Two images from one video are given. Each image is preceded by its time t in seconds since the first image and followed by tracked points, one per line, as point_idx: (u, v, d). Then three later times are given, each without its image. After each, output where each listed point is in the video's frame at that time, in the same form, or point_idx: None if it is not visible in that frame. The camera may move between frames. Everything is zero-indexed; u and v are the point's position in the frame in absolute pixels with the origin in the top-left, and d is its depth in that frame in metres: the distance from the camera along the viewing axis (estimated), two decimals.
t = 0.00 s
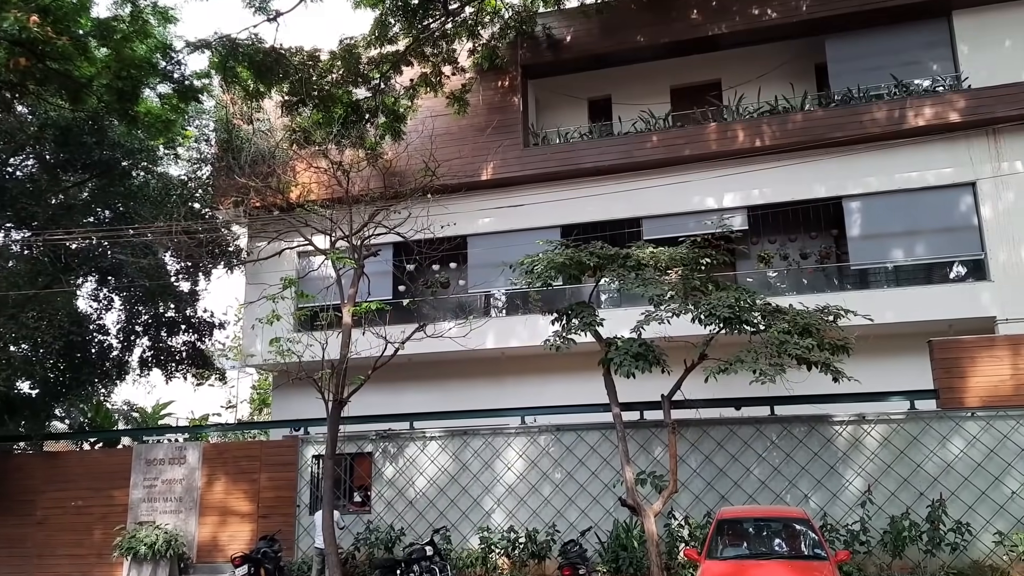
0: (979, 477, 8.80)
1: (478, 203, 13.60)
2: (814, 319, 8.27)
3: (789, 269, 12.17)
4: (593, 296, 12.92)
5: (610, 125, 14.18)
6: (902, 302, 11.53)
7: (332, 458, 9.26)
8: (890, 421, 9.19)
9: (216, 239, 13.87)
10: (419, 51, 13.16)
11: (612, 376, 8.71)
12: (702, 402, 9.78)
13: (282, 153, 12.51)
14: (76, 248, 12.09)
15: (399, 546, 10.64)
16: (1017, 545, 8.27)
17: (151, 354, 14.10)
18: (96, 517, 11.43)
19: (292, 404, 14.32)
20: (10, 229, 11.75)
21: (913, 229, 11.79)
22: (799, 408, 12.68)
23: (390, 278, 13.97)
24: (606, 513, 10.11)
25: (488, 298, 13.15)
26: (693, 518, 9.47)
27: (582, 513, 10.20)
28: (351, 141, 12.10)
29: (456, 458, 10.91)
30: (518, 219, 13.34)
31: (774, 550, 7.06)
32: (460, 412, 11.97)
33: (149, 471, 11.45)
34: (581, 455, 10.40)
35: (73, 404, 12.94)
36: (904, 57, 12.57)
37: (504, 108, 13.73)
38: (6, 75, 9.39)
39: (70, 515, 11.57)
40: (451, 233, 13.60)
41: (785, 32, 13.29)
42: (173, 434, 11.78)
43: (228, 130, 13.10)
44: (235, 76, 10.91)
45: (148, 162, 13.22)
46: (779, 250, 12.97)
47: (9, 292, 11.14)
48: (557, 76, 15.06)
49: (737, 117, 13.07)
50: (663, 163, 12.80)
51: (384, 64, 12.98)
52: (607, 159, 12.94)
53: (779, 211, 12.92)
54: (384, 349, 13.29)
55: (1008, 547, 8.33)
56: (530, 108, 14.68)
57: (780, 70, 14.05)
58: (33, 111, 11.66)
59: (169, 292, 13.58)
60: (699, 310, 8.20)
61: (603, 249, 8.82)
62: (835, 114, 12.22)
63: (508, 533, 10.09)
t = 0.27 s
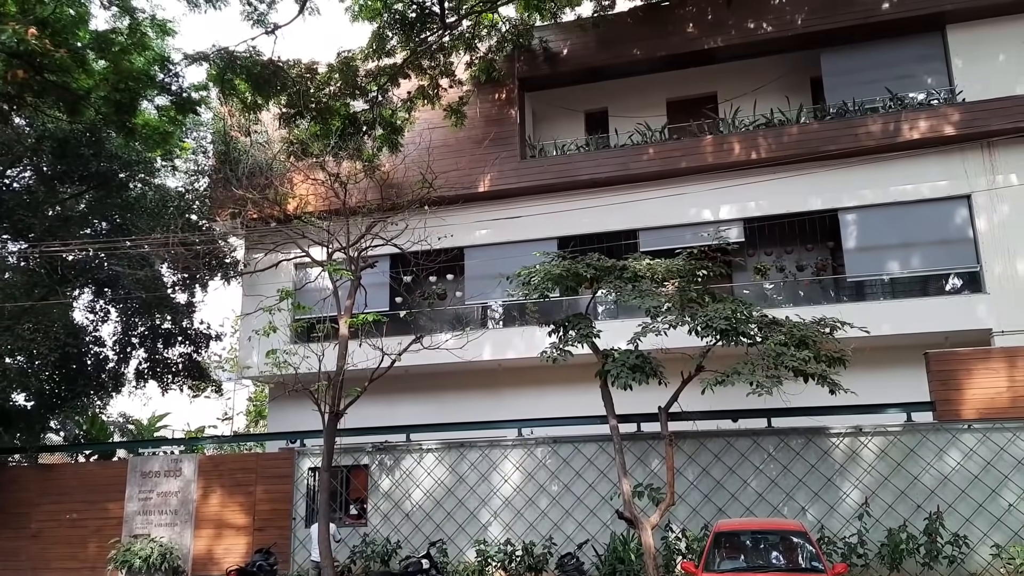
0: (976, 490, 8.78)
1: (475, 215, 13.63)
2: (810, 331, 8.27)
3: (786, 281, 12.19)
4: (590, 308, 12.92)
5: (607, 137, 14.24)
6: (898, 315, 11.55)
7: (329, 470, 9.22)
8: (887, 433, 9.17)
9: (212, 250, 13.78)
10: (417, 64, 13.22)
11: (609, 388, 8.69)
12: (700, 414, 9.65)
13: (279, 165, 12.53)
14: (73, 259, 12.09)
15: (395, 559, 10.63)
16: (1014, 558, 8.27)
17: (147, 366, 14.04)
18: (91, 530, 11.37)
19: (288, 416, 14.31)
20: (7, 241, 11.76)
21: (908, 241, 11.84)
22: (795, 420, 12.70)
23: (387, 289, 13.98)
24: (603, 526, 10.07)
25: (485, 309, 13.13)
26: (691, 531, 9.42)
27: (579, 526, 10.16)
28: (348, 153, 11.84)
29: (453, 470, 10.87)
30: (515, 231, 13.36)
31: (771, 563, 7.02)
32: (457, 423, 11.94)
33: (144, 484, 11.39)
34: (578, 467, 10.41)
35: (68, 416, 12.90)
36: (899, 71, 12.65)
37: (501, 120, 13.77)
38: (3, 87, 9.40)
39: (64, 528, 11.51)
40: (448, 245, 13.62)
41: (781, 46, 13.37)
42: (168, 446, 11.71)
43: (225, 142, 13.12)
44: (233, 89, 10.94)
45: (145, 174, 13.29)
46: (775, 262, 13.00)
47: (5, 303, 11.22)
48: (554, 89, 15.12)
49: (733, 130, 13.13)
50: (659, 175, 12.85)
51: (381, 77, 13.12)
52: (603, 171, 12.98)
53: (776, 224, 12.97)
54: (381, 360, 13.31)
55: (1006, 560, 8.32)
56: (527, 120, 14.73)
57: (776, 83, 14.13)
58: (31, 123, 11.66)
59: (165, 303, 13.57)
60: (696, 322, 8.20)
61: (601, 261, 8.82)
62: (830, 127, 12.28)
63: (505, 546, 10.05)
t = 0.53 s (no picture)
0: (973, 500, 8.76)
1: (471, 225, 13.65)
2: (806, 341, 8.27)
3: (781, 291, 12.21)
4: (587, 318, 12.98)
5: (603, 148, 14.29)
6: (894, 325, 11.57)
7: (323, 481, 9.18)
8: (884, 443, 9.16)
9: (208, 260, 13.60)
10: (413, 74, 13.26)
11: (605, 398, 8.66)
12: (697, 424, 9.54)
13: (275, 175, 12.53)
14: (69, 270, 12.11)
15: (390, 571, 10.54)
16: (1011, 568, 8.24)
17: (142, 376, 14.02)
18: (85, 542, 11.31)
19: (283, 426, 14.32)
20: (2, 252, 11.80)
21: (903, 252, 11.88)
22: (791, 430, 12.75)
23: (383, 299, 13.99)
24: (600, 537, 10.02)
25: (481, 319, 13.12)
26: (687, 541, 9.38)
27: (575, 537, 10.12)
28: (345, 162, 11.95)
29: (449, 481, 10.80)
30: (512, 241, 13.38)
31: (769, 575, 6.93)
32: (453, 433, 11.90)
33: (138, 495, 11.33)
34: (574, 477, 10.33)
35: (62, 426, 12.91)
36: (893, 82, 12.71)
37: (497, 130, 13.80)
38: None
39: (58, 539, 11.45)
40: (444, 255, 13.64)
41: (775, 57, 13.44)
42: (163, 456, 11.61)
43: (222, 152, 13.13)
44: (230, 99, 10.96)
45: (141, 184, 13.37)
46: (771, 273, 13.03)
47: None
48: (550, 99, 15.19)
49: (728, 141, 13.19)
50: (655, 185, 12.88)
51: (378, 88, 13.16)
52: (599, 182, 13.01)
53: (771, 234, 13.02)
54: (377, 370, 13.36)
55: (1003, 570, 8.28)
56: (523, 130, 14.78)
57: (771, 94, 14.20)
58: (27, 133, 11.65)
59: (161, 313, 13.54)
60: (692, 332, 8.21)
61: (597, 271, 8.80)
62: (825, 137, 12.33)
63: (501, 557, 9.98)
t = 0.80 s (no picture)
0: (969, 509, 8.72)
1: (468, 234, 13.66)
2: (802, 350, 8.27)
3: (777, 300, 12.21)
4: (583, 327, 12.88)
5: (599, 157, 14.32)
6: (889, 334, 11.59)
7: (318, 491, 9.18)
8: (880, 452, 9.09)
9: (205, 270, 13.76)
10: (409, 83, 13.29)
11: (601, 407, 8.67)
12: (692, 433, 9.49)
13: (272, 184, 12.53)
14: (64, 278, 12.07)
15: None
16: None
17: (137, 386, 13.96)
18: (79, 552, 11.23)
19: (279, 436, 14.30)
20: None
21: (898, 261, 11.91)
22: (787, 439, 12.77)
23: (379, 308, 13.98)
24: (596, 547, 9.98)
25: (477, 328, 13.12)
26: (684, 551, 9.26)
27: (571, 546, 10.06)
28: (341, 171, 11.98)
29: (444, 491, 10.76)
30: (508, 250, 13.39)
31: None
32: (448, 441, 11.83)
33: (132, 505, 11.27)
34: (570, 487, 10.28)
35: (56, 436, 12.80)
36: (888, 92, 12.76)
37: (493, 139, 13.83)
38: None
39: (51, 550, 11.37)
40: (440, 264, 13.64)
41: (771, 67, 13.49)
42: (158, 467, 11.59)
43: (217, 161, 13.12)
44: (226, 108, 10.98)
45: (136, 194, 13.20)
46: (767, 282, 13.05)
47: None
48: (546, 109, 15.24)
49: (724, 150, 13.23)
50: (651, 195, 12.90)
51: (374, 97, 13.13)
52: (594, 191, 13.03)
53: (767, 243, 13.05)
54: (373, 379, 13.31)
55: None
56: (519, 140, 14.81)
57: (766, 104, 14.25)
58: (22, 141, 11.65)
59: (155, 322, 13.51)
60: (688, 341, 8.17)
61: (593, 280, 8.81)
62: (820, 147, 12.37)
63: (497, 567, 9.92)
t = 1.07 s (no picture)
0: (964, 517, 8.67)
1: (463, 242, 13.69)
2: (797, 357, 8.25)
3: (773, 308, 12.21)
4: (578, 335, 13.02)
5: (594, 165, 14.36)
6: (883, 342, 11.61)
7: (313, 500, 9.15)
8: (875, 460, 9.05)
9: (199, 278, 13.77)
10: (405, 92, 13.32)
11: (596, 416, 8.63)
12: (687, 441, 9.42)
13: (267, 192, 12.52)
14: (58, 286, 12.02)
15: None
16: None
17: (131, 394, 13.93)
18: (72, 562, 11.17)
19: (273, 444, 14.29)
20: None
21: (892, 269, 11.94)
22: (782, 447, 12.80)
23: (375, 316, 13.97)
24: (592, 555, 9.93)
25: (473, 336, 13.10)
26: (679, 560, 9.26)
27: (567, 555, 10.03)
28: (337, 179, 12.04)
29: (440, 500, 10.71)
30: (503, 258, 13.41)
31: None
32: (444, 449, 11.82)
33: (126, 514, 11.21)
34: (566, 495, 10.26)
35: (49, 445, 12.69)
36: (881, 101, 12.82)
37: (489, 147, 13.86)
38: None
39: (45, 559, 11.31)
40: (436, 271, 13.67)
41: (765, 76, 13.54)
42: (152, 475, 11.57)
43: (213, 170, 13.11)
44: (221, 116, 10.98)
45: (132, 202, 13.36)
46: (762, 289, 13.09)
47: None
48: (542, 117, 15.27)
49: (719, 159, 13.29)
50: (646, 203, 12.93)
51: (370, 105, 13.24)
52: (589, 200, 13.05)
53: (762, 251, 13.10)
54: (368, 388, 13.29)
55: None
56: (515, 148, 14.84)
57: (761, 113, 14.31)
58: (17, 149, 11.63)
59: (150, 330, 13.49)
60: (684, 348, 8.12)
61: (588, 288, 8.81)
62: (814, 156, 12.41)
63: None
